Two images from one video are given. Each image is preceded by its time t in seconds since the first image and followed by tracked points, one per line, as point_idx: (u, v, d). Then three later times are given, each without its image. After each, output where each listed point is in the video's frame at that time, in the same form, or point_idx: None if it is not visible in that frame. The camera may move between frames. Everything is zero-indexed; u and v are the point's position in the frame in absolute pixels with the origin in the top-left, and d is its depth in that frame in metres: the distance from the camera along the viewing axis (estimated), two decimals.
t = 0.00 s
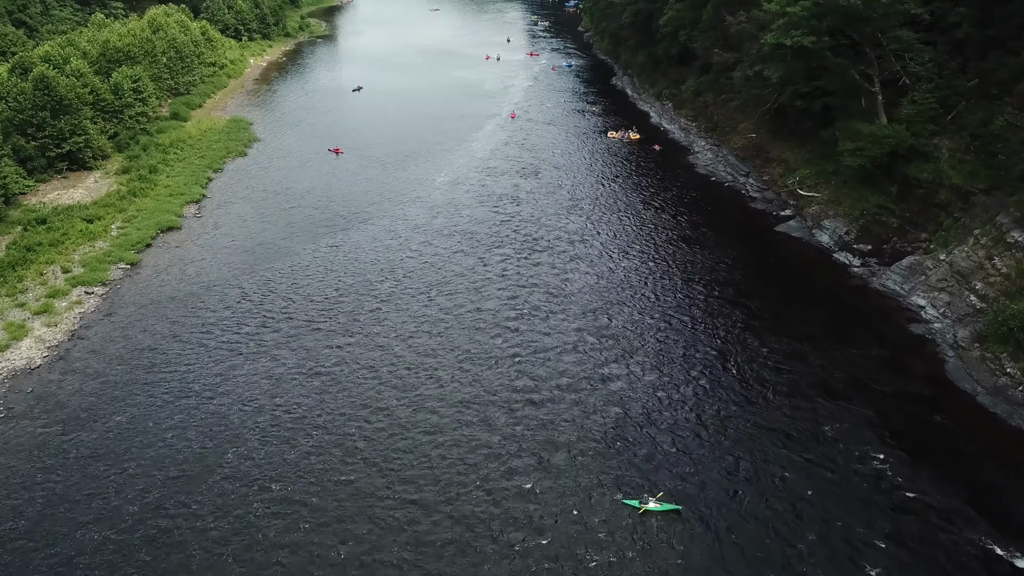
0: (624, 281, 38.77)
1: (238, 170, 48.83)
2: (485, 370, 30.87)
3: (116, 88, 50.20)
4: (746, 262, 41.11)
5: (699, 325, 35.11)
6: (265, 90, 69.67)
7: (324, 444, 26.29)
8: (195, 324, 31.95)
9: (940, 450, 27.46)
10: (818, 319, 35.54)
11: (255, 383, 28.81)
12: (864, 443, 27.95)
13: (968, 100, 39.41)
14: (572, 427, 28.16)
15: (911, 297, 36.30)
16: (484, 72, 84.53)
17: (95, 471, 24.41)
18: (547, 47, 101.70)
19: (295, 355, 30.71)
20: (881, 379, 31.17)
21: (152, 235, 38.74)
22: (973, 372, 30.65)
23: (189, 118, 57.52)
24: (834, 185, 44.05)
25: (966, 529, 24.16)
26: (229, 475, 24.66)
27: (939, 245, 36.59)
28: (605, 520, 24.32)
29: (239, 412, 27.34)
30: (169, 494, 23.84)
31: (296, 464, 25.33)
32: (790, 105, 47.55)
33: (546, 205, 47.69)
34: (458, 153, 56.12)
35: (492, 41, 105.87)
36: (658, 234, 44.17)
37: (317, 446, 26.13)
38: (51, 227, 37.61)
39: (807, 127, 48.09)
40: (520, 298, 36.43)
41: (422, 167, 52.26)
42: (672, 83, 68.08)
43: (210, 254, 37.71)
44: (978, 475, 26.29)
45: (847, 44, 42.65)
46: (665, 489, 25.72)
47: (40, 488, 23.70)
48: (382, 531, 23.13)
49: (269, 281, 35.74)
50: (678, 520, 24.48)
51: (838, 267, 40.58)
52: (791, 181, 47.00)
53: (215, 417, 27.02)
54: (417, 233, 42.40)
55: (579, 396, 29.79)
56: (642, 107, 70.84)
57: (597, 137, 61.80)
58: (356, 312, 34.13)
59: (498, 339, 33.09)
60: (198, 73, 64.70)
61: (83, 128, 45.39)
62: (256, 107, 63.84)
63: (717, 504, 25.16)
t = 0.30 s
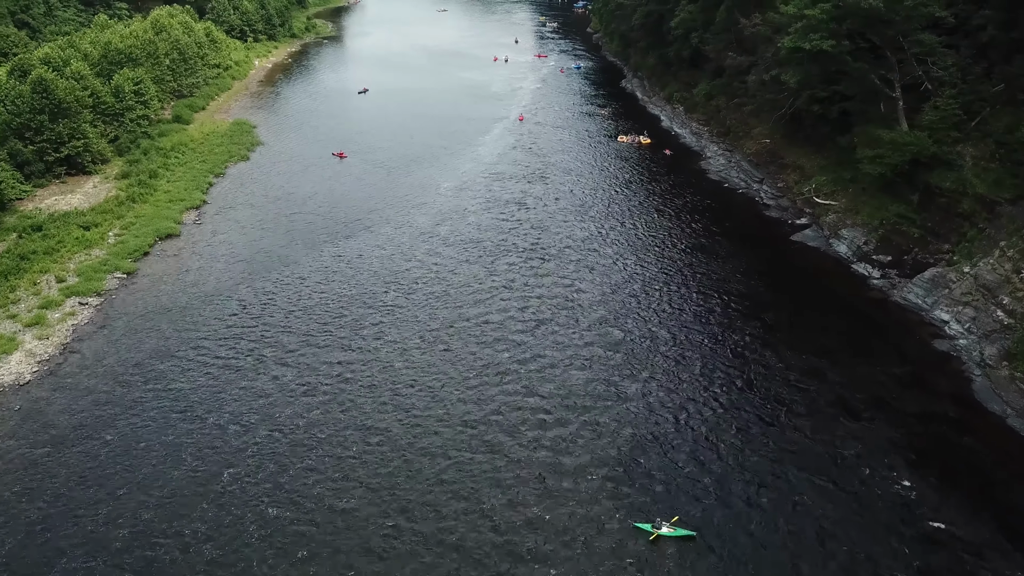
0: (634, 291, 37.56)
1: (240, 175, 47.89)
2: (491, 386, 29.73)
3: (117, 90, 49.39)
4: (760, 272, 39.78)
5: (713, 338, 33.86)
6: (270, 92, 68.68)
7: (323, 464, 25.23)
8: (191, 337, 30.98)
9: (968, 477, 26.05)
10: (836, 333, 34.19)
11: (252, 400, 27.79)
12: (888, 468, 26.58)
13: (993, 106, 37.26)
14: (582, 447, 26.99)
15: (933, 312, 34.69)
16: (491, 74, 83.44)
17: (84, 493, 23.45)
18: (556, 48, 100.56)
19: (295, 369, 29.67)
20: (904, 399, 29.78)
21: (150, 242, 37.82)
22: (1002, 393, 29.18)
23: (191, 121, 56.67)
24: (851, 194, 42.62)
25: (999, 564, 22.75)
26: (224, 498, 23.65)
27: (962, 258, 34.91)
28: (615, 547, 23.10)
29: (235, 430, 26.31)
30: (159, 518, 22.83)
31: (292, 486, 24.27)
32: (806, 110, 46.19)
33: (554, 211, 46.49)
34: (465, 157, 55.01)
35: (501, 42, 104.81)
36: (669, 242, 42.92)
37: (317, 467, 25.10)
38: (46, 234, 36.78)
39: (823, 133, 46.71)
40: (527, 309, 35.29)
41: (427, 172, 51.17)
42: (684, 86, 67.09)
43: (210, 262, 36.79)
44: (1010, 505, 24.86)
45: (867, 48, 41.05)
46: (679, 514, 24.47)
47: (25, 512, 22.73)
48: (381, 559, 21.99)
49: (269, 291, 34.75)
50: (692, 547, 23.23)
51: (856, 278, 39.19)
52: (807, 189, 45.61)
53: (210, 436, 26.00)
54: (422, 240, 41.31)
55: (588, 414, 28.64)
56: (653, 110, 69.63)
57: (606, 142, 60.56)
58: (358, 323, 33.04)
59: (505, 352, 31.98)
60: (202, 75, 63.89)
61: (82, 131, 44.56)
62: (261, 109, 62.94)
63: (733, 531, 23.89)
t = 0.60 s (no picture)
0: (641, 302, 36.40)
1: (236, 181, 46.77)
2: (494, 403, 28.62)
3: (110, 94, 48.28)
4: (771, 282, 38.60)
5: (723, 352, 32.68)
6: (268, 95, 67.54)
7: (317, 488, 24.13)
8: (181, 353, 29.90)
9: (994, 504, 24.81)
10: (851, 348, 33.02)
11: (245, 419, 26.72)
12: (908, 493, 25.36)
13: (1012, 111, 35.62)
14: (588, 469, 25.87)
15: (952, 326, 33.50)
16: (493, 76, 82.29)
17: (67, 519, 22.40)
18: (558, 49, 99.40)
19: (289, 386, 28.61)
20: (924, 419, 28.58)
21: (141, 252, 36.77)
22: None
23: (187, 124, 55.57)
24: (864, 201, 41.40)
25: None
26: (214, 523, 22.60)
27: (981, 268, 33.62)
28: None
29: (225, 452, 25.21)
30: (144, 546, 21.73)
31: (284, 512, 23.17)
32: (816, 114, 45.00)
33: (558, 218, 45.33)
34: (466, 162, 53.86)
35: (502, 43, 103.78)
36: (676, 250, 41.79)
37: (311, 489, 24.06)
38: (34, 242, 35.71)
39: (834, 138, 45.52)
40: (530, 321, 34.15)
41: (428, 177, 50.03)
42: (689, 89, 65.93)
43: (204, 272, 35.73)
44: None
45: (881, 51, 39.71)
46: (690, 541, 23.31)
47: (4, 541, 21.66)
48: None
49: (263, 303, 33.65)
50: None
51: (870, 289, 37.99)
52: (817, 197, 44.41)
53: (198, 458, 24.92)
54: (423, 248, 40.15)
55: (595, 433, 27.58)
56: (658, 113, 68.46)
57: (611, 145, 59.39)
58: (356, 337, 31.97)
59: (507, 367, 30.86)
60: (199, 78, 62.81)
61: (74, 136, 43.47)
62: (258, 112, 61.83)
63: (748, 561, 22.69)
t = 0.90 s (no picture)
0: (647, 314, 35.27)
1: (231, 187, 45.67)
2: (495, 423, 27.53)
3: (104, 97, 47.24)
4: (781, 295, 37.39)
5: (733, 368, 31.52)
6: (266, 97, 66.44)
7: (309, 514, 23.01)
8: (172, 369, 28.85)
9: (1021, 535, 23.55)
10: (866, 364, 31.82)
11: (236, 439, 25.63)
12: (931, 521, 24.13)
13: None
14: (593, 494, 24.74)
15: (972, 340, 32.23)
16: (495, 78, 81.21)
17: (45, 549, 21.32)
18: (560, 50, 98.32)
19: (283, 403, 27.52)
20: (944, 442, 27.36)
21: (132, 262, 35.70)
22: None
23: (183, 128, 54.50)
24: (876, 210, 40.18)
25: None
26: (202, 551, 21.55)
27: (999, 279, 32.20)
28: None
29: (214, 475, 24.14)
30: None
31: (275, 540, 22.08)
32: (827, 120, 43.78)
33: (562, 225, 44.17)
34: (467, 167, 52.72)
35: (504, 44, 102.77)
36: (683, 260, 40.63)
37: (305, 514, 22.97)
38: (22, 252, 34.67)
39: (844, 144, 44.36)
40: (533, 335, 33.02)
41: (428, 183, 48.89)
42: (694, 92, 64.78)
43: (196, 283, 34.67)
44: None
45: (895, 54, 38.38)
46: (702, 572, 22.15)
47: None
48: None
49: (257, 316, 32.57)
50: None
51: (884, 301, 36.75)
52: (828, 204, 43.12)
53: (186, 482, 23.82)
54: (422, 257, 38.99)
55: (601, 453, 26.48)
56: (663, 116, 67.30)
57: (615, 150, 58.24)
58: (353, 352, 30.86)
59: (509, 384, 29.73)
60: (196, 80, 61.72)
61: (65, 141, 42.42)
62: (256, 115, 60.75)
63: None
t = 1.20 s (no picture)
0: (653, 326, 34.11)
1: (226, 194, 44.57)
2: (496, 442, 26.39)
3: (96, 101, 46.18)
4: (792, 307, 36.20)
5: (743, 384, 30.35)
6: (263, 101, 65.32)
7: (301, 543, 21.90)
8: (160, 387, 27.77)
9: None
10: (882, 382, 30.60)
11: (226, 462, 24.54)
12: (954, 551, 22.92)
13: None
14: (599, 520, 23.59)
15: (992, 356, 30.96)
16: (496, 80, 80.12)
17: None
18: (562, 52, 97.25)
19: (276, 423, 26.41)
20: (966, 466, 26.15)
21: (121, 273, 34.59)
22: None
23: (179, 132, 53.39)
24: (890, 219, 38.66)
25: None
26: None
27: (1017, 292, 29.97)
28: None
29: (202, 501, 23.07)
30: None
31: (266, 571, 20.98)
32: (837, 125, 42.58)
33: (566, 233, 42.97)
34: (468, 173, 51.57)
35: (505, 46, 101.70)
36: (690, 270, 39.47)
37: (298, 542, 21.89)
38: (8, 262, 33.61)
39: (855, 150, 43.19)
40: (536, 347, 31.86)
41: (428, 189, 47.76)
42: (699, 95, 63.66)
43: (188, 295, 33.57)
44: None
45: (909, 59, 37.16)
46: None
47: None
48: None
49: (250, 330, 31.45)
50: None
51: (899, 315, 35.50)
52: (838, 212, 41.71)
53: (173, 508, 22.75)
54: (422, 266, 37.78)
55: (608, 475, 25.32)
56: (667, 120, 66.17)
57: (618, 155, 57.09)
58: (349, 367, 29.66)
59: (511, 400, 28.57)
60: (192, 83, 60.66)
61: (56, 146, 41.35)
62: (253, 119, 59.66)
63: None
